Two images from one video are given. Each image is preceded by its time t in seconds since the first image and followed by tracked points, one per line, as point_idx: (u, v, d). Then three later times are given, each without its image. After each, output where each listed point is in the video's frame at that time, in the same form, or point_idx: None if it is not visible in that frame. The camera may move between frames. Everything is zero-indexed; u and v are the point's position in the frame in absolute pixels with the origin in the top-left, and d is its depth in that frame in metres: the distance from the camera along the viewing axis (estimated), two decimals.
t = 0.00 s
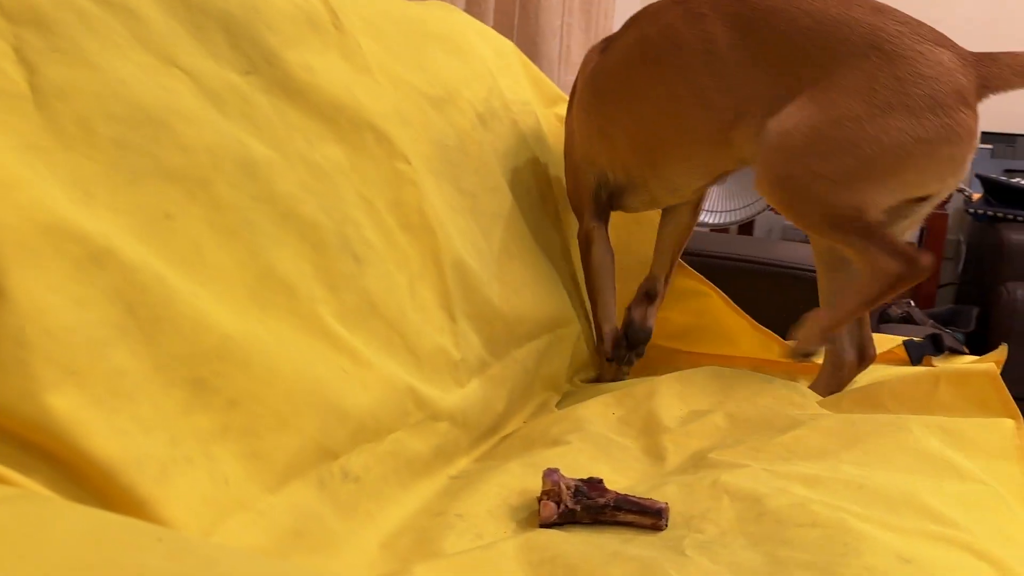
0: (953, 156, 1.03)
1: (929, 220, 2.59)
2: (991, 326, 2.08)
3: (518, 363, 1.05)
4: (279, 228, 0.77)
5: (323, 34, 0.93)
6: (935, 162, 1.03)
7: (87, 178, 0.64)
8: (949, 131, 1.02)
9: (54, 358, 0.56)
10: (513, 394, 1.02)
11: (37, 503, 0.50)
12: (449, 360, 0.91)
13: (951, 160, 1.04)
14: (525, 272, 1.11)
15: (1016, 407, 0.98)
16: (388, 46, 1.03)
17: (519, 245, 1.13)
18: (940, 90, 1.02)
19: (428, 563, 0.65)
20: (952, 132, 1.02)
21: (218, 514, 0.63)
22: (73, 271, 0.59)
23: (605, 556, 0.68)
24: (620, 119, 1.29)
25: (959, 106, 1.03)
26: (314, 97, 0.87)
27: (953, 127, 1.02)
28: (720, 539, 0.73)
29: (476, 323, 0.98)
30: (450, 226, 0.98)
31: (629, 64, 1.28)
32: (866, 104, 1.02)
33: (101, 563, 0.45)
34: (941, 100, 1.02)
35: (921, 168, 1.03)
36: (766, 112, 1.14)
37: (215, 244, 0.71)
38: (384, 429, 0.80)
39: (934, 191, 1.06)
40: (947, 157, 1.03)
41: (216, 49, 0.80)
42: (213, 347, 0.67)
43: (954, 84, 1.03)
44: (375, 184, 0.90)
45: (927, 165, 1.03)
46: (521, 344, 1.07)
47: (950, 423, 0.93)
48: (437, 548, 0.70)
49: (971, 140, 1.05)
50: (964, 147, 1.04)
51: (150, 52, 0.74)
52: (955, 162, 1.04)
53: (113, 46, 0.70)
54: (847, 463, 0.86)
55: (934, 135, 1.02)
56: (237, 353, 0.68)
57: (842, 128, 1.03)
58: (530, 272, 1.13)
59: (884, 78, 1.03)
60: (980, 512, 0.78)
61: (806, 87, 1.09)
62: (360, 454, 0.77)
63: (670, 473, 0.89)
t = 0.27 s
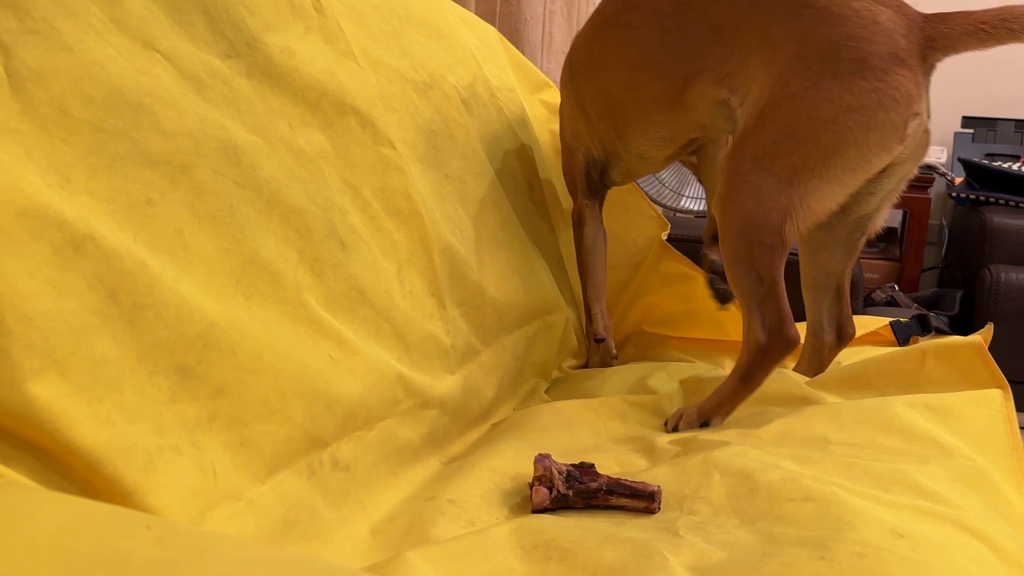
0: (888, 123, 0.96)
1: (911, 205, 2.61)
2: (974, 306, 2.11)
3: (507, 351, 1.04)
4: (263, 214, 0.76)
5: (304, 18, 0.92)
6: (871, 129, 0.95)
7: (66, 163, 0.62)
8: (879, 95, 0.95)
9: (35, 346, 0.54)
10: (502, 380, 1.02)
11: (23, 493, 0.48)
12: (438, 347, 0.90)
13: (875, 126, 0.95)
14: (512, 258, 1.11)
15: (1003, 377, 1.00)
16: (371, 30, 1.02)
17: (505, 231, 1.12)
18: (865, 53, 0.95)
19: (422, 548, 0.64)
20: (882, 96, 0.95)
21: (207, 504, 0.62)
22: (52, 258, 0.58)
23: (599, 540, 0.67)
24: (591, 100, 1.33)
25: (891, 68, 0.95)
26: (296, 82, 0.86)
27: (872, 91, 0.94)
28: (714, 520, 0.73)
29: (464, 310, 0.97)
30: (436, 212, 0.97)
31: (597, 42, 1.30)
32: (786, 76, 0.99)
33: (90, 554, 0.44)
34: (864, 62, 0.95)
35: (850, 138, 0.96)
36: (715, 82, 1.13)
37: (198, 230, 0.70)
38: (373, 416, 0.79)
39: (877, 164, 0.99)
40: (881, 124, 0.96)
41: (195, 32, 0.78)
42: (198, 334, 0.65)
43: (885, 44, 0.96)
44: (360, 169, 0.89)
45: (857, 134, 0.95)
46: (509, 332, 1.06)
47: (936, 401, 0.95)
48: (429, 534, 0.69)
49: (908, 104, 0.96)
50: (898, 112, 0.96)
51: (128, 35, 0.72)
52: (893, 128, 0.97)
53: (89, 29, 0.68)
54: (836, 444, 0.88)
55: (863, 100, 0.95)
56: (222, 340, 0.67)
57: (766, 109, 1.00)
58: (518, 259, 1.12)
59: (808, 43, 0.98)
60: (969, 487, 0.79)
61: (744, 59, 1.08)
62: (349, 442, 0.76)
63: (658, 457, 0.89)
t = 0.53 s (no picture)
0: (797, 100, 0.92)
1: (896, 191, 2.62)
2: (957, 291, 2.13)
3: (496, 342, 1.04)
4: (248, 207, 0.75)
5: (288, 7, 0.90)
6: (783, 109, 0.91)
7: (47, 156, 0.61)
8: (783, 71, 0.91)
9: (18, 342, 0.54)
10: (492, 371, 1.01)
11: (10, 489, 0.48)
12: (426, 339, 0.90)
13: (787, 105, 0.91)
14: (499, 249, 1.10)
15: (979, 355, 0.99)
16: (355, 20, 1.01)
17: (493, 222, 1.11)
18: (765, 29, 0.91)
19: (413, 541, 0.64)
20: (788, 73, 0.91)
21: (196, 499, 0.61)
22: (34, 252, 0.57)
23: (590, 530, 0.68)
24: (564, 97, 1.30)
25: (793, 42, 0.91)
26: (279, 72, 0.85)
27: (777, 70, 0.91)
28: (704, 507, 0.74)
29: (451, 302, 0.97)
30: (423, 203, 0.96)
31: (560, 46, 1.30)
32: (697, 68, 0.97)
33: (78, 549, 0.44)
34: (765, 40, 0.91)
35: (762, 124, 0.91)
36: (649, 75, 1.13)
37: (182, 223, 0.69)
38: (361, 409, 0.78)
39: (803, 149, 0.95)
40: (792, 103, 0.92)
41: (177, 23, 0.77)
42: (184, 329, 0.65)
43: (787, 17, 0.91)
44: (345, 161, 0.88)
45: (769, 118, 0.91)
46: (497, 323, 1.06)
47: (915, 385, 0.95)
48: (420, 527, 0.69)
49: (821, 79, 0.92)
50: (809, 86, 0.92)
51: (108, 25, 0.71)
52: (806, 103, 0.92)
53: (69, 19, 0.67)
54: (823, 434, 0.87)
55: (768, 82, 0.91)
56: (209, 334, 0.66)
57: (687, 107, 0.96)
58: (506, 250, 1.12)
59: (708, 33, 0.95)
60: (955, 472, 0.80)
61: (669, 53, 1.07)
62: (338, 436, 0.76)
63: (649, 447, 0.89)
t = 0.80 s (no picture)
0: (693, 81, 0.94)
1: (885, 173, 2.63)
2: (948, 271, 2.15)
3: (488, 326, 1.04)
4: (237, 190, 0.75)
5: None
6: (678, 92, 0.94)
7: (33, 138, 0.60)
8: (675, 56, 0.95)
9: (7, 327, 0.53)
10: (484, 354, 1.01)
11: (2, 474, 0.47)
12: (418, 322, 0.90)
13: (687, 87, 0.94)
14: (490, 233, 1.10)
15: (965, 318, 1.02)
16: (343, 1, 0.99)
17: (484, 205, 1.11)
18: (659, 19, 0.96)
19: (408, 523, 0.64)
20: (687, 56, 0.94)
21: (189, 483, 0.61)
22: (21, 236, 0.56)
23: (585, 510, 0.68)
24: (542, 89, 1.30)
25: (691, 27, 0.95)
26: (267, 54, 0.84)
27: (672, 55, 0.95)
28: (697, 483, 0.74)
29: (443, 285, 0.97)
30: (414, 186, 0.96)
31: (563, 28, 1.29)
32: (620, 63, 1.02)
33: (72, 532, 0.44)
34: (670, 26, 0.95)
35: (659, 107, 0.94)
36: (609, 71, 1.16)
37: (171, 206, 0.68)
38: (354, 393, 0.78)
39: (714, 133, 0.97)
40: (690, 86, 0.94)
41: (162, 4, 0.76)
42: (175, 312, 0.64)
43: None
44: (335, 143, 0.87)
45: (668, 102, 0.94)
46: (489, 307, 1.06)
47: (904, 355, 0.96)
48: (415, 509, 0.69)
49: (717, 60, 0.95)
50: (704, 69, 0.95)
51: (92, 6, 0.69)
52: (703, 86, 0.95)
53: None
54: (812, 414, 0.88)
55: (665, 67, 0.95)
56: (200, 318, 0.66)
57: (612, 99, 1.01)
58: (497, 233, 1.12)
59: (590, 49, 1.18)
60: (944, 448, 0.81)
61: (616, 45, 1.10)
62: (331, 419, 0.75)
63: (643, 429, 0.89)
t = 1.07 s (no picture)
0: (640, 64, 0.90)
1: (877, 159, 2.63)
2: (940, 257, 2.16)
3: (479, 312, 1.04)
4: (225, 177, 0.74)
5: None
6: (625, 76, 0.91)
7: (16, 124, 0.59)
8: (627, 37, 0.90)
9: None
10: (476, 341, 1.01)
11: None
12: (408, 309, 0.89)
13: (632, 71, 0.90)
14: (480, 220, 1.09)
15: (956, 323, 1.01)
16: None
17: (475, 191, 1.10)
18: None
19: (399, 510, 0.64)
20: (634, 37, 0.89)
21: (178, 471, 0.61)
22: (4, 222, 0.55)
23: (577, 495, 0.68)
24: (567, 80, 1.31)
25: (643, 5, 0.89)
26: (254, 39, 0.83)
27: (627, 35, 0.90)
28: (688, 469, 0.74)
29: (433, 272, 0.96)
30: (403, 172, 0.95)
31: None
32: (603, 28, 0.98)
33: (58, 519, 0.44)
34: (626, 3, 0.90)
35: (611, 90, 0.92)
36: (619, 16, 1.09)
37: (157, 192, 0.67)
38: (344, 380, 0.78)
39: (665, 118, 0.92)
40: (637, 69, 0.90)
41: None
42: (162, 300, 0.64)
43: None
44: (322, 129, 0.86)
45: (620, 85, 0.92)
46: (479, 293, 1.05)
47: (897, 349, 0.97)
48: (406, 495, 0.69)
49: (665, 39, 0.88)
50: (651, 49, 0.89)
51: None
52: (650, 67, 0.89)
53: None
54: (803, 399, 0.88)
55: (619, 47, 0.91)
56: (187, 305, 0.65)
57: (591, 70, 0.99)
58: (488, 220, 1.11)
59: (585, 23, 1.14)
60: (934, 431, 0.81)
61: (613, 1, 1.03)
62: (321, 406, 0.75)
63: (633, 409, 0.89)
